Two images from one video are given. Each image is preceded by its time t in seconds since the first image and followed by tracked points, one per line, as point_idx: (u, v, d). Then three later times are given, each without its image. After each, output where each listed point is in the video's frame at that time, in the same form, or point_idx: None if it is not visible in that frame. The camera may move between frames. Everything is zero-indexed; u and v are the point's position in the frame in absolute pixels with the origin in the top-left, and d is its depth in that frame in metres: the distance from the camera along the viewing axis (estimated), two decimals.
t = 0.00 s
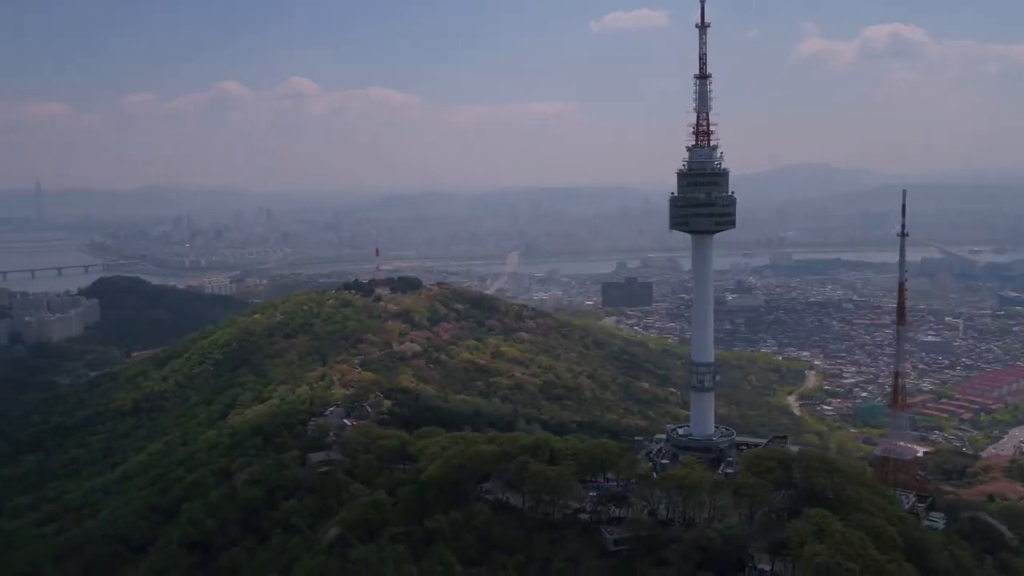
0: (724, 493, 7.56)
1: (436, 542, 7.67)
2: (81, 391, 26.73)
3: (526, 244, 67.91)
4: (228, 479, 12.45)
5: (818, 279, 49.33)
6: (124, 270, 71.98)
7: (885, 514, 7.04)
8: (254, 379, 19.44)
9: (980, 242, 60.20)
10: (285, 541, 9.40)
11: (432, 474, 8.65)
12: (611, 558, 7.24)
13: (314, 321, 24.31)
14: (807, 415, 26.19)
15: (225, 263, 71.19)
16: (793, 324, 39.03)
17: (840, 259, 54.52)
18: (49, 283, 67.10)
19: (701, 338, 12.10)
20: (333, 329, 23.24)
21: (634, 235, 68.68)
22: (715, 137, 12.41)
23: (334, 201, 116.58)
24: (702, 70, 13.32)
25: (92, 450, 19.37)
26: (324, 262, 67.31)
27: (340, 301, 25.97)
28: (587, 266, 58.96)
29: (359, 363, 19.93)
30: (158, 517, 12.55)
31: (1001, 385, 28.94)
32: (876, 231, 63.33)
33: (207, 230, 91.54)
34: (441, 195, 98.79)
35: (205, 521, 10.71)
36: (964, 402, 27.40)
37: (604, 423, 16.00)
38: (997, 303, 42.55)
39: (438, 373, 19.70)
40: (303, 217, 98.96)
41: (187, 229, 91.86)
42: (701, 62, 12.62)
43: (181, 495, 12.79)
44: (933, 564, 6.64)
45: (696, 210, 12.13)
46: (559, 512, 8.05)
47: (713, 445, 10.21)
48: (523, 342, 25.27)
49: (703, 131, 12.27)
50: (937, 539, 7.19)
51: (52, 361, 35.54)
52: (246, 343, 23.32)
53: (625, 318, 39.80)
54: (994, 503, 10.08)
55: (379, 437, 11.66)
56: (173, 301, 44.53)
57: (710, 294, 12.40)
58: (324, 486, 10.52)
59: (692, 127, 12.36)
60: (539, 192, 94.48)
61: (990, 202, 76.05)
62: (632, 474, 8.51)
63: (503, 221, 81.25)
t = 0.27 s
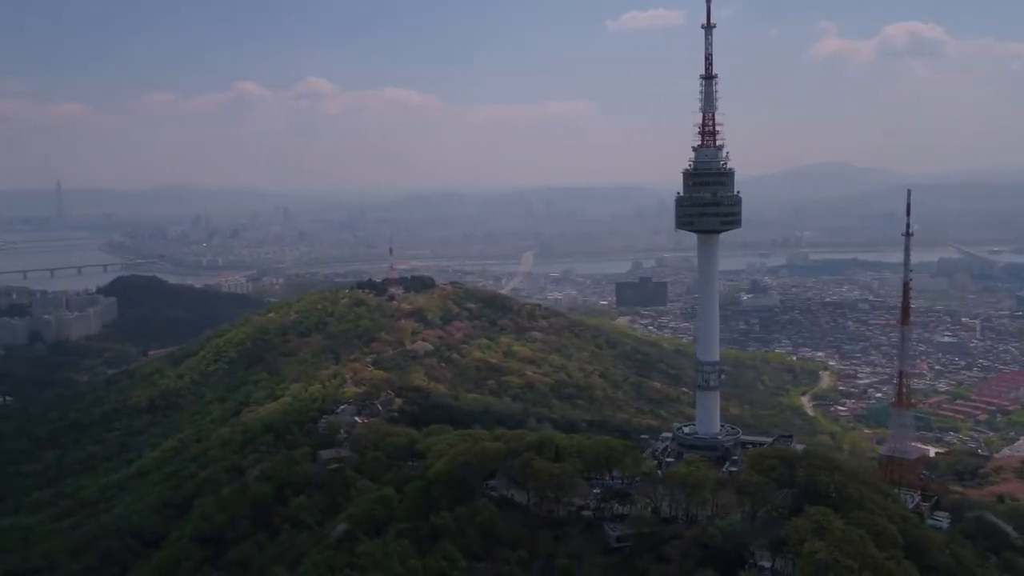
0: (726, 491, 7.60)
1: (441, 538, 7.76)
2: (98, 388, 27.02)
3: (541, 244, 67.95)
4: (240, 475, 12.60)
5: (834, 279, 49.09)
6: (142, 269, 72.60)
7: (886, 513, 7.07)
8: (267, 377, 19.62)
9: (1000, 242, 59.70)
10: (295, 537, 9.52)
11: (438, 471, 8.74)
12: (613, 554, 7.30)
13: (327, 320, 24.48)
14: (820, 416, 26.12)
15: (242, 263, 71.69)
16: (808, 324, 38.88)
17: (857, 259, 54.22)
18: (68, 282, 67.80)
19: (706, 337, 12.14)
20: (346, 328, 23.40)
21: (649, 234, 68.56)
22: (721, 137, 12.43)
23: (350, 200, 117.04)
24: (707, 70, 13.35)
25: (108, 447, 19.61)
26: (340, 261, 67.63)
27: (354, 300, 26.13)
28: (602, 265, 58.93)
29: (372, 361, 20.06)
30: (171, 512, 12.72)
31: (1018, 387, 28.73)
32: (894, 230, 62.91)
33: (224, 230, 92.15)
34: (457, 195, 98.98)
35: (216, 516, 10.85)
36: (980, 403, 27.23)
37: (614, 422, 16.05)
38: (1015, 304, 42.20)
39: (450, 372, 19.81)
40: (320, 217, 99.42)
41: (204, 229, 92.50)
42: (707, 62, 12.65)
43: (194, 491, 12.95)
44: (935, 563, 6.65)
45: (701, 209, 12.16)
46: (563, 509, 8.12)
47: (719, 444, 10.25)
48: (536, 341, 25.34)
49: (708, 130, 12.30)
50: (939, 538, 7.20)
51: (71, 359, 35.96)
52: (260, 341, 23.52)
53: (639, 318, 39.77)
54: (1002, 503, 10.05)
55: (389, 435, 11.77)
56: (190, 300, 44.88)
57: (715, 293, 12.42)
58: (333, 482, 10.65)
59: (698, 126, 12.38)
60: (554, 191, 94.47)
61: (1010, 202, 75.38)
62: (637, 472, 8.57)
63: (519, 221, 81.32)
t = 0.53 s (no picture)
0: (727, 488, 7.65)
1: (445, 534, 7.84)
2: (113, 386, 27.30)
3: (555, 244, 67.99)
4: (249, 471, 12.74)
5: (848, 279, 48.88)
6: (157, 268, 73.19)
7: (886, 512, 7.10)
8: (279, 375, 19.78)
9: (1016, 242, 59.22)
10: (302, 532, 9.64)
11: (443, 468, 8.83)
12: (614, 550, 7.37)
13: (338, 319, 24.63)
14: (832, 416, 26.04)
15: (256, 262, 72.12)
16: (821, 324, 38.74)
17: (872, 259, 53.94)
18: (85, 281, 68.44)
19: (710, 335, 12.18)
20: (357, 327, 23.55)
21: (663, 234, 68.45)
22: (724, 137, 12.48)
23: (365, 200, 117.43)
24: (712, 70, 13.38)
25: (122, 444, 19.83)
26: (353, 260, 67.89)
27: (365, 299, 26.26)
28: (614, 265, 58.91)
29: (382, 360, 20.19)
30: (183, 508, 12.88)
31: None
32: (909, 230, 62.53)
33: (239, 229, 92.73)
34: (470, 194, 99.14)
35: (226, 512, 10.99)
36: (994, 404, 27.07)
37: (622, 421, 16.10)
38: None
39: (460, 371, 19.90)
40: (334, 216, 99.84)
41: (219, 228, 93.12)
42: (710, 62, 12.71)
43: (205, 487, 13.11)
44: (934, 562, 6.67)
45: (704, 209, 12.22)
46: (566, 507, 8.19)
47: (721, 443, 10.29)
48: (546, 341, 25.40)
49: (712, 130, 12.34)
50: (939, 537, 7.22)
51: (87, 357, 36.32)
52: (273, 340, 23.71)
53: (651, 318, 39.76)
54: (1007, 504, 10.04)
55: (396, 432, 11.87)
56: (205, 300, 45.20)
57: (718, 292, 12.46)
58: (341, 479, 10.75)
59: (702, 127, 12.44)
60: (568, 190, 94.44)
61: None
62: (640, 470, 8.63)
63: (532, 220, 81.37)
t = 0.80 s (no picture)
0: (726, 486, 7.70)
1: (447, 529, 7.95)
2: (126, 384, 27.58)
3: (567, 243, 68.06)
4: (257, 468, 12.89)
5: (861, 279, 48.67)
6: (172, 267, 73.78)
7: (884, 510, 7.13)
8: (288, 373, 19.95)
9: None
10: (307, 528, 9.75)
11: (446, 465, 8.92)
12: (614, 547, 7.43)
13: (348, 318, 24.79)
14: (842, 416, 25.99)
15: (269, 261, 72.55)
16: (833, 324, 38.62)
17: (885, 259, 53.70)
18: (100, 280, 69.04)
19: (712, 335, 12.18)
20: (366, 326, 23.69)
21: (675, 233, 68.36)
22: (726, 136, 12.51)
23: (378, 200, 117.81)
24: (714, 71, 13.41)
25: (134, 441, 20.04)
26: (366, 260, 68.18)
27: (375, 298, 26.41)
28: (626, 265, 58.93)
29: (391, 358, 20.32)
30: (192, 503, 13.04)
31: None
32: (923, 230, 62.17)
33: (253, 229, 93.30)
34: (483, 194, 99.28)
35: (233, 508, 11.13)
36: (1006, 405, 26.92)
37: (629, 420, 16.15)
38: None
39: (468, 370, 20.01)
40: (347, 216, 100.27)
41: (234, 228, 93.74)
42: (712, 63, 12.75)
43: (214, 483, 13.26)
44: (931, 559, 6.71)
45: (706, 209, 12.24)
46: (566, 503, 8.25)
47: (723, 441, 10.34)
48: (556, 340, 25.47)
49: (714, 130, 12.38)
50: (938, 536, 7.24)
51: (101, 355, 36.66)
52: (283, 339, 23.88)
53: (662, 317, 39.78)
54: (1011, 503, 10.03)
55: (402, 429, 11.97)
56: (218, 299, 45.53)
57: (721, 292, 12.46)
58: (347, 476, 10.88)
59: (704, 127, 12.46)
60: (581, 190, 94.41)
61: None
62: (640, 468, 8.69)
63: (545, 220, 81.45)
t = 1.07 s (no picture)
0: (726, 484, 7.75)
1: (450, 525, 8.04)
2: (140, 382, 27.83)
3: (580, 243, 68.04)
4: (266, 465, 13.01)
5: (875, 279, 48.42)
6: (187, 267, 74.22)
7: (882, 508, 7.16)
8: (299, 371, 20.10)
9: None
10: (314, 524, 9.86)
11: (450, 462, 9.01)
12: (614, 544, 7.49)
13: (359, 317, 24.93)
14: (853, 416, 25.91)
15: (283, 261, 72.91)
16: (846, 324, 38.46)
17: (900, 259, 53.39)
18: (115, 279, 69.54)
19: (716, 334, 12.18)
20: (377, 324, 23.82)
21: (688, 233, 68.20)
22: (730, 136, 12.54)
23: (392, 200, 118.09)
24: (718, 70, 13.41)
25: (147, 438, 20.24)
26: (379, 259, 68.39)
27: (386, 297, 26.54)
28: (639, 264, 58.87)
29: (401, 357, 20.44)
30: (202, 500, 13.18)
31: None
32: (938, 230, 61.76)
33: (267, 228, 93.74)
34: (496, 194, 99.35)
35: (241, 504, 11.25)
36: (1020, 406, 26.75)
37: (636, 420, 16.19)
38: None
39: (477, 369, 20.09)
40: (361, 215, 100.57)
41: (248, 228, 94.21)
42: (715, 63, 12.81)
43: (224, 480, 13.40)
44: (929, 557, 6.74)
45: (709, 208, 12.25)
46: (568, 500, 8.31)
47: (726, 440, 10.39)
48: (565, 339, 25.52)
49: (717, 130, 12.39)
50: (937, 535, 7.27)
51: (116, 354, 36.98)
52: (295, 337, 24.05)
53: (673, 317, 39.74)
54: (1016, 503, 10.03)
55: (408, 427, 12.06)
56: (232, 299, 45.80)
57: (724, 291, 12.46)
58: (354, 472, 10.98)
59: (707, 127, 12.48)
60: (594, 190, 94.32)
61: None
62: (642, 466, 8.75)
63: (557, 220, 81.44)
